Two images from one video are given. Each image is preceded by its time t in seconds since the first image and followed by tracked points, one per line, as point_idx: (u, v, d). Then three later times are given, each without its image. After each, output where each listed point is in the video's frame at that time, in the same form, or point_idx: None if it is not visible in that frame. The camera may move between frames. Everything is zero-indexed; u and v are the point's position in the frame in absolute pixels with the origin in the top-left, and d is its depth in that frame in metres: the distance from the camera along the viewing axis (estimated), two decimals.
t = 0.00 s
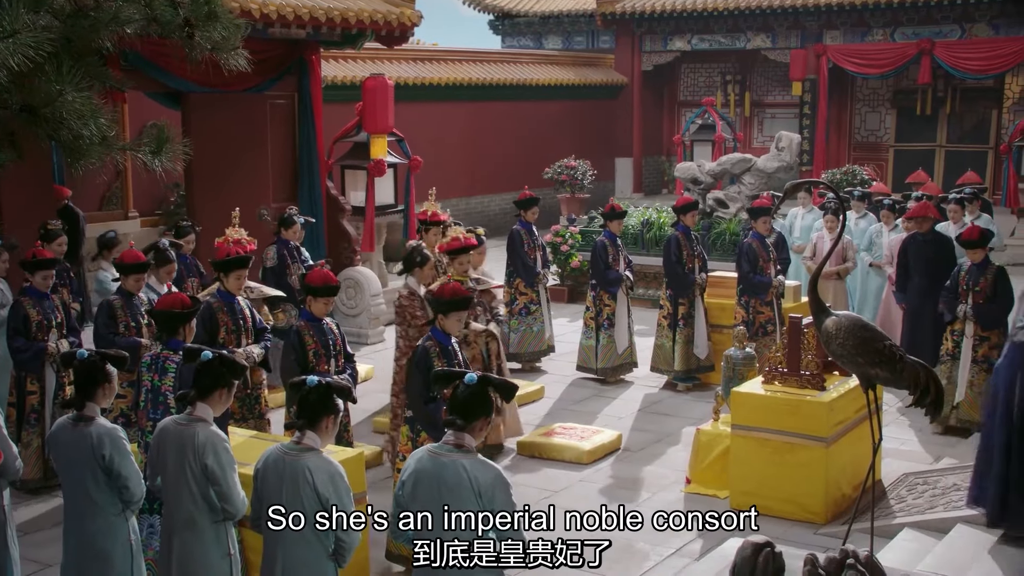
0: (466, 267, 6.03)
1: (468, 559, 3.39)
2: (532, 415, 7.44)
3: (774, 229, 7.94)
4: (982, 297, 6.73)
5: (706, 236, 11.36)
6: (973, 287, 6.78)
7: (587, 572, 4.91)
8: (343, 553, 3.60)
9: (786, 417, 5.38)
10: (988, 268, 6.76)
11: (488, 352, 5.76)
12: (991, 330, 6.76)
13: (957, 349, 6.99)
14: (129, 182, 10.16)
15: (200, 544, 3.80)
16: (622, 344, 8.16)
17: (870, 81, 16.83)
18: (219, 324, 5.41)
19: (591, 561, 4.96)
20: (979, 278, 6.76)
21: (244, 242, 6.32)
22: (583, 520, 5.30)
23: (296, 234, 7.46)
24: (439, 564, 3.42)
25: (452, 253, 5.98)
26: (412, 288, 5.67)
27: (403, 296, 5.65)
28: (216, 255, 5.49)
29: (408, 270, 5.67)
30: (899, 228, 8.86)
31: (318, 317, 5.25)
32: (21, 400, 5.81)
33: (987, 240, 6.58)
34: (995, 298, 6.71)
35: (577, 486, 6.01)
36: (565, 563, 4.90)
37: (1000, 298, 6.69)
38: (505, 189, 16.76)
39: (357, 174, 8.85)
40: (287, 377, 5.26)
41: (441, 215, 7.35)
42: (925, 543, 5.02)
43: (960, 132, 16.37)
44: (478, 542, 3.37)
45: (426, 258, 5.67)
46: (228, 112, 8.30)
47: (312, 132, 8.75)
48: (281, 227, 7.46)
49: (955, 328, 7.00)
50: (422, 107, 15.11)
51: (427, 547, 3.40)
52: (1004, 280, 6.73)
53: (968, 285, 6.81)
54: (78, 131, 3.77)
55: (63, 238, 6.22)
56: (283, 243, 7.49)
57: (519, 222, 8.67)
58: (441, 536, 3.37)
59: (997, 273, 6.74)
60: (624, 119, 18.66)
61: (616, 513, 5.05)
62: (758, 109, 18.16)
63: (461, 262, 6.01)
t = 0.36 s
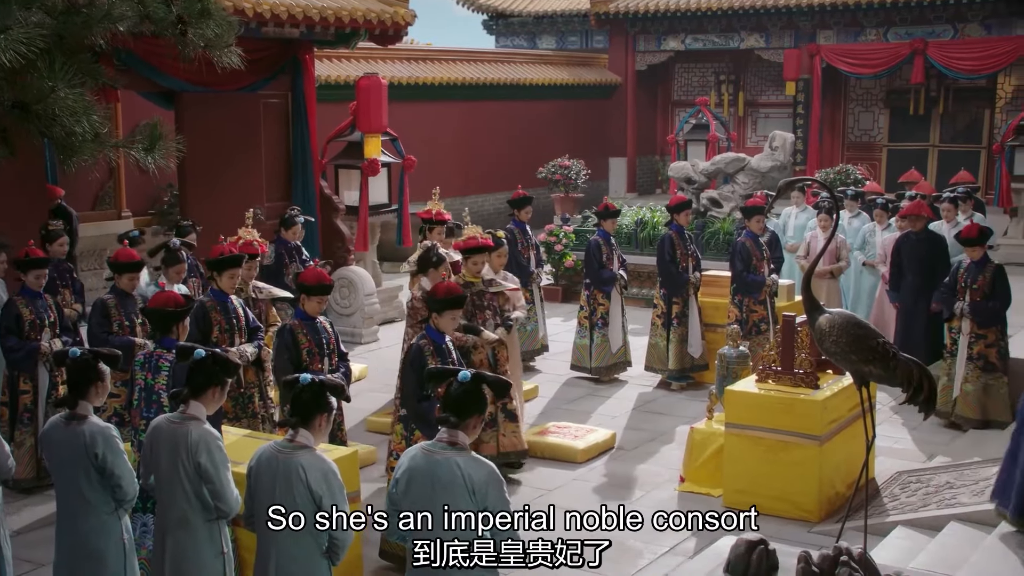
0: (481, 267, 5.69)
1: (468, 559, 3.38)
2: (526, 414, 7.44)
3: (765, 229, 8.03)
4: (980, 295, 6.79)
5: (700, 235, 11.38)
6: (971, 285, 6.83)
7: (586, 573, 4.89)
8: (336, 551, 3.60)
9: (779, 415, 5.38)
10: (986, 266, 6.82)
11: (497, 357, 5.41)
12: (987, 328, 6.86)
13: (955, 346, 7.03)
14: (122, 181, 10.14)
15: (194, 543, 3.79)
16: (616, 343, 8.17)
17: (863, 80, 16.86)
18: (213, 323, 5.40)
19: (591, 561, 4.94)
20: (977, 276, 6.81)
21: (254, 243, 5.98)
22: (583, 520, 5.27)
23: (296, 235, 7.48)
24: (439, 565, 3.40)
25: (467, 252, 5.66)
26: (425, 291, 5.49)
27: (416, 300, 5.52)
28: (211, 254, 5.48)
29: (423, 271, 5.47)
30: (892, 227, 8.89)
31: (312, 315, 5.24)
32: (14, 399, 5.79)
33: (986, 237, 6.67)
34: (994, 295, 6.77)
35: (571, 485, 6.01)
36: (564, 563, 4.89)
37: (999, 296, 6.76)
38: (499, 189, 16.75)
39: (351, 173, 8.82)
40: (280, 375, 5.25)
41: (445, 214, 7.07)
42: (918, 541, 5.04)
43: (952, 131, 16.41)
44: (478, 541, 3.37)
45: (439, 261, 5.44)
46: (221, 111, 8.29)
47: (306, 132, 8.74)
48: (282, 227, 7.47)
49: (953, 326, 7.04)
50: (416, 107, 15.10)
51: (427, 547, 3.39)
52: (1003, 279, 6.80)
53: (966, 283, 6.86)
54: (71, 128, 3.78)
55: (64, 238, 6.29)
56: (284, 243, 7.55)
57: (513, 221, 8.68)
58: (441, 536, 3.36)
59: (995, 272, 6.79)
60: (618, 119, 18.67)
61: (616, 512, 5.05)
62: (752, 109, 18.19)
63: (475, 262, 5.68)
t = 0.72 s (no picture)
0: (493, 272, 5.69)
1: (468, 559, 3.38)
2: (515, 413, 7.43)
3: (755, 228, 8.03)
4: (965, 292, 6.83)
5: (688, 234, 11.40)
6: (957, 281, 6.87)
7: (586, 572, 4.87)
8: (325, 550, 3.59)
9: (768, 413, 5.39)
10: (973, 264, 6.86)
11: (510, 360, 5.67)
12: (970, 325, 6.89)
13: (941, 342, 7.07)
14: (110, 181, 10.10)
15: (182, 542, 3.78)
16: (605, 342, 8.18)
17: (851, 80, 16.91)
18: (201, 322, 5.39)
19: (591, 561, 4.92)
20: (963, 273, 6.85)
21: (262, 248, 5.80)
22: (584, 520, 5.25)
23: (291, 237, 7.47)
24: (439, 565, 3.39)
25: (477, 256, 5.65)
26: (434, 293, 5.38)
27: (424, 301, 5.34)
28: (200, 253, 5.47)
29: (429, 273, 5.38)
30: (880, 226, 8.92)
31: (301, 314, 5.24)
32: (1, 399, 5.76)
33: (975, 236, 6.69)
34: (979, 292, 6.81)
35: (560, 484, 6.01)
36: (564, 563, 4.88)
37: (983, 294, 6.80)
38: (488, 189, 16.73)
39: (339, 173, 8.80)
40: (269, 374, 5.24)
41: (443, 213, 7.00)
42: (905, 538, 5.07)
43: (940, 131, 16.47)
44: (478, 541, 3.37)
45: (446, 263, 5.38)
46: (208, 111, 8.27)
47: (295, 131, 8.72)
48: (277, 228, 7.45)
49: (938, 323, 7.11)
50: (404, 106, 15.08)
51: (427, 547, 3.37)
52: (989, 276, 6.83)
53: (952, 279, 6.90)
54: (57, 124, 3.87)
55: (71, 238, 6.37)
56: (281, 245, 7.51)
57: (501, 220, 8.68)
58: (441, 536, 3.35)
59: (982, 269, 6.83)
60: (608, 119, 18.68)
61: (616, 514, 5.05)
62: (740, 109, 18.23)
63: (488, 266, 5.67)
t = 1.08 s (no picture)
0: (504, 271, 5.61)
1: (468, 558, 3.39)
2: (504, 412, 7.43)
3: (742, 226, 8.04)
4: (950, 288, 6.87)
5: (676, 233, 11.44)
6: (942, 278, 6.90)
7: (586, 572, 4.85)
8: (312, 548, 3.57)
9: (754, 411, 5.41)
10: (957, 260, 6.90)
11: (517, 364, 5.55)
12: (956, 321, 6.93)
13: (926, 339, 7.10)
14: (95, 180, 10.06)
15: (168, 541, 3.77)
16: (593, 341, 8.18)
17: (837, 80, 16.96)
18: (188, 321, 5.37)
19: (591, 561, 4.89)
20: (948, 270, 6.88)
21: (267, 247, 5.58)
22: (583, 520, 5.23)
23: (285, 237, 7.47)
24: (439, 565, 3.40)
25: (486, 257, 5.56)
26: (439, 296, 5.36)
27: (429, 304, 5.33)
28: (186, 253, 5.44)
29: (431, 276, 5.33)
30: (865, 225, 8.95)
31: (288, 313, 5.21)
32: None
33: (958, 232, 6.74)
34: (965, 290, 6.85)
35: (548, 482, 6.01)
36: (565, 563, 4.86)
37: (968, 289, 6.84)
38: (475, 188, 16.72)
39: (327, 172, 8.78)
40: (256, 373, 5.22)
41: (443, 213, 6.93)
42: (892, 534, 5.09)
43: (926, 131, 16.54)
44: (478, 541, 3.39)
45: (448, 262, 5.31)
46: (194, 110, 8.24)
47: (281, 131, 8.69)
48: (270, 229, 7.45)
49: (924, 320, 7.12)
50: (392, 105, 15.06)
51: (426, 547, 3.38)
52: (974, 273, 6.87)
53: (937, 276, 6.93)
54: (42, 121, 3.76)
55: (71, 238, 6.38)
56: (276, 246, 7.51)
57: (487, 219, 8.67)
58: (441, 536, 3.35)
59: (966, 265, 6.89)
60: (595, 118, 18.70)
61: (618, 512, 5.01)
62: (727, 108, 18.27)
63: (498, 266, 5.58)
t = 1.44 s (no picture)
0: (510, 276, 5.48)
1: (467, 558, 3.39)
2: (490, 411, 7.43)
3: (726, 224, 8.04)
4: (934, 285, 6.91)
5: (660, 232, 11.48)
6: (925, 276, 6.95)
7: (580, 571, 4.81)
8: (296, 546, 3.56)
9: (738, 408, 5.42)
10: (941, 258, 6.94)
11: (531, 370, 5.49)
12: (940, 318, 6.96)
13: (910, 337, 7.14)
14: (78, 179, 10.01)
15: (151, 540, 3.75)
16: (578, 340, 8.19)
17: (821, 80, 17.03)
18: (171, 321, 5.38)
19: (591, 561, 4.84)
20: (932, 267, 6.93)
21: (276, 246, 5.78)
22: (583, 520, 5.21)
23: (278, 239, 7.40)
24: (439, 565, 3.38)
25: (494, 261, 5.44)
26: (442, 301, 5.25)
27: (433, 310, 5.22)
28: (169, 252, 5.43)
29: (437, 281, 5.20)
30: (848, 224, 8.99)
31: (273, 311, 5.20)
32: None
33: (942, 229, 6.82)
34: (948, 288, 6.89)
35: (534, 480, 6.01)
36: (564, 563, 4.81)
37: (952, 287, 6.88)
38: (460, 187, 16.70)
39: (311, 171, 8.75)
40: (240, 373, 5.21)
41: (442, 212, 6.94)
42: (875, 531, 5.12)
43: (908, 130, 16.62)
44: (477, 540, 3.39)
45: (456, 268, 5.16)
46: (177, 109, 8.20)
47: (266, 130, 8.64)
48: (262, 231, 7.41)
49: (908, 317, 7.15)
50: (376, 105, 15.04)
51: (425, 546, 3.37)
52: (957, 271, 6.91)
53: (922, 274, 6.98)
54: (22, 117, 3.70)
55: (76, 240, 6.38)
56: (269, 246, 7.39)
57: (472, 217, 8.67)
58: (438, 535, 3.34)
59: (949, 263, 6.93)
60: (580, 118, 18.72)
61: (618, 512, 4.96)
62: (711, 108, 18.31)
63: (505, 271, 5.46)
